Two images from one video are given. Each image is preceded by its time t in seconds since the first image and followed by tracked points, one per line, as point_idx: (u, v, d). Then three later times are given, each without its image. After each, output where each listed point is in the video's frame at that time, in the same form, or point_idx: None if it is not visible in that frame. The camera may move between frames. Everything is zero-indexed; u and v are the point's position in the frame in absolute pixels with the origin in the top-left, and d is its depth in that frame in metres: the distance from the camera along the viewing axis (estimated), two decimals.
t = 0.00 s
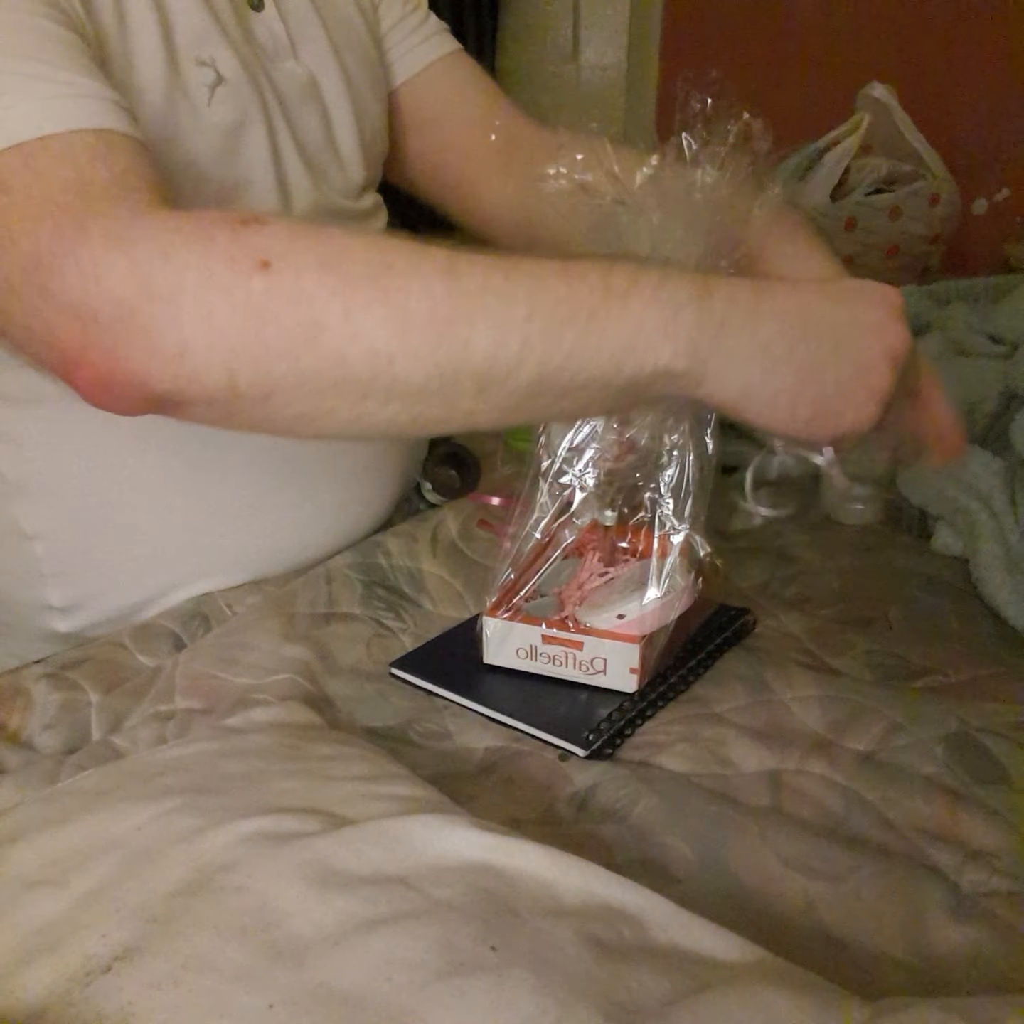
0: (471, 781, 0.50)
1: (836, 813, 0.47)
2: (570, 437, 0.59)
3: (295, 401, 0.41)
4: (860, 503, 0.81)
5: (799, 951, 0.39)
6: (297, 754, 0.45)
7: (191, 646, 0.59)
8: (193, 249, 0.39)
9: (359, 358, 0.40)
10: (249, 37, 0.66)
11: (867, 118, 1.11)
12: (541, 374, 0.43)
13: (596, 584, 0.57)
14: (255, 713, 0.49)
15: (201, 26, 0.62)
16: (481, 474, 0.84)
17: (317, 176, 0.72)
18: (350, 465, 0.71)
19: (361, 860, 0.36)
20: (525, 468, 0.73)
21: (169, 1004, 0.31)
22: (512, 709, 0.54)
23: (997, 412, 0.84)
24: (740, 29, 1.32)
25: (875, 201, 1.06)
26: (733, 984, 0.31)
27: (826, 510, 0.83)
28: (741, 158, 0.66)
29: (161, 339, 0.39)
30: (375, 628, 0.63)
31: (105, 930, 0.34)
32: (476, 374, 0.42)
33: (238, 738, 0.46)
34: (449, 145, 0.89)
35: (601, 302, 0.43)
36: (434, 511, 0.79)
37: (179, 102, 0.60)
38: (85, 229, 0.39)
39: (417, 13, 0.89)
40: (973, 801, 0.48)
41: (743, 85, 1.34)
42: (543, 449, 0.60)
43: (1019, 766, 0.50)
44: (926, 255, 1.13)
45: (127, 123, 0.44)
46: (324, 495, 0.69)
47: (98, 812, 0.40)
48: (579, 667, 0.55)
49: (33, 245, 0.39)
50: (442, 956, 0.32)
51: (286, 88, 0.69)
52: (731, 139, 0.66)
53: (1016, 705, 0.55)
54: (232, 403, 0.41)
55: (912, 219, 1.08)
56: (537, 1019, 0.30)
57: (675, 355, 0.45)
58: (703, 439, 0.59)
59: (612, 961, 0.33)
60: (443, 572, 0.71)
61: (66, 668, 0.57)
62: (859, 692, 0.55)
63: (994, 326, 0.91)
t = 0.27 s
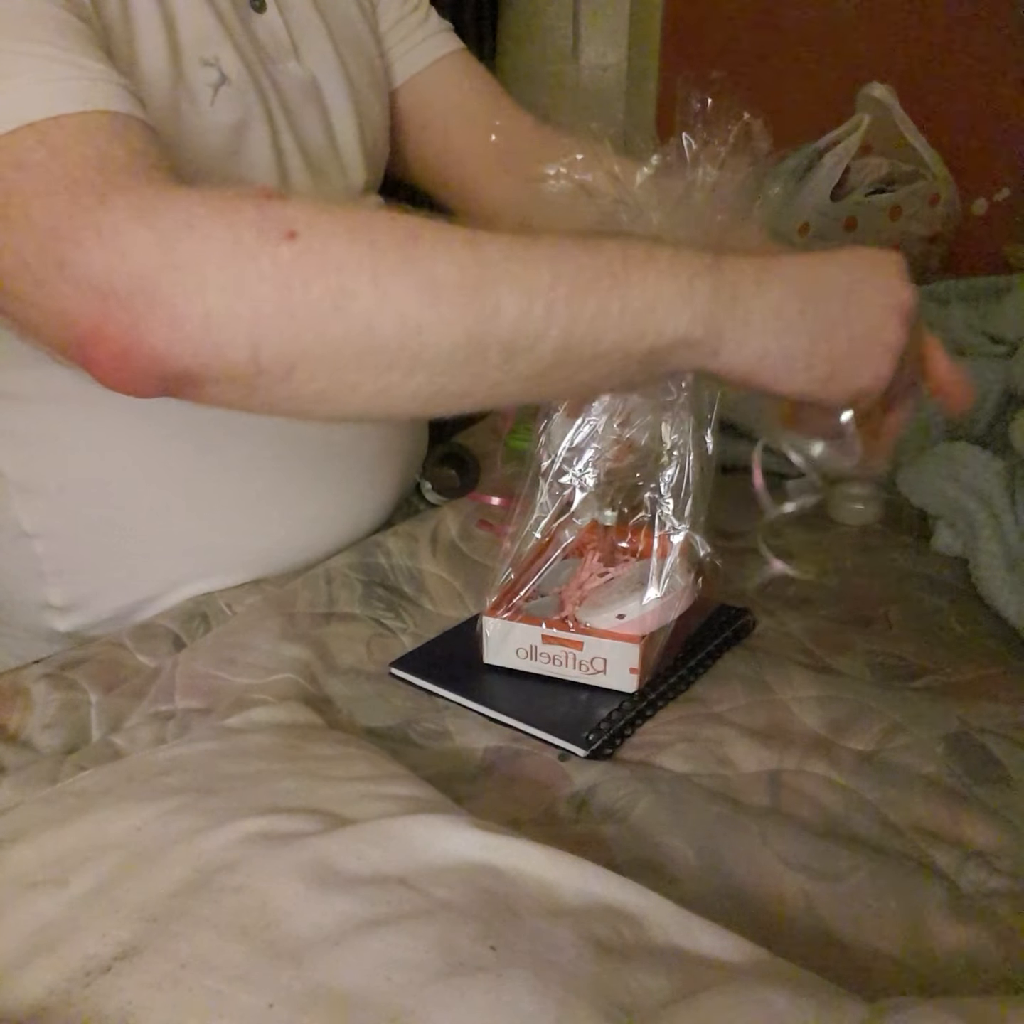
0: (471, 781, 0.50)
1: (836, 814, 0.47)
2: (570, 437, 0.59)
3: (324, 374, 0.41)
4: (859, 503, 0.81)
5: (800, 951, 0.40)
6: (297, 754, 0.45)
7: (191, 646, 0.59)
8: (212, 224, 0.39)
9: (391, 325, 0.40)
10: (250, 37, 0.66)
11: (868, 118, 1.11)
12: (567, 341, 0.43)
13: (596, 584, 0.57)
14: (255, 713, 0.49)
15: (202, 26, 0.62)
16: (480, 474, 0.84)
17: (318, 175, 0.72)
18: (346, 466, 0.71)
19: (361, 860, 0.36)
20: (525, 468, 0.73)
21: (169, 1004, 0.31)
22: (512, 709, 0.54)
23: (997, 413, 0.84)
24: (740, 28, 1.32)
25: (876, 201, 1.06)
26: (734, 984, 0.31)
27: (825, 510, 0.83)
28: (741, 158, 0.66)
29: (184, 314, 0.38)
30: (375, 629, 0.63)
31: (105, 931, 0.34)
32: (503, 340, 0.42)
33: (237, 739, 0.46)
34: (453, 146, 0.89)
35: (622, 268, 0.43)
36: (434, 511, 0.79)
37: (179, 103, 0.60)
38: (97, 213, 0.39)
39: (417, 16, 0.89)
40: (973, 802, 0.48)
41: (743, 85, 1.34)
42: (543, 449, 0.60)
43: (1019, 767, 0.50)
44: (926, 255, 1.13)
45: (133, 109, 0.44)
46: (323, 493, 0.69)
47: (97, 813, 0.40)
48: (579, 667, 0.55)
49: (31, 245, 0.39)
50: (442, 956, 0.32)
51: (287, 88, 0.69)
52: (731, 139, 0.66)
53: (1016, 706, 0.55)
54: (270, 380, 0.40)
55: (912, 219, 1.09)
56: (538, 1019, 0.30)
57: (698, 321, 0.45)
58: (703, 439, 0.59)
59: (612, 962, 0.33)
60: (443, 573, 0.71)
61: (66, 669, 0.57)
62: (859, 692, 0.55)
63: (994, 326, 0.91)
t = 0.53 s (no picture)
0: (471, 781, 0.50)
1: (836, 814, 0.47)
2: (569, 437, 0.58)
3: (287, 397, 0.40)
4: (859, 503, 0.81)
5: (799, 951, 0.39)
6: (296, 754, 0.45)
7: (191, 647, 0.59)
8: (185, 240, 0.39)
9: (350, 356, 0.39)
10: (251, 38, 0.66)
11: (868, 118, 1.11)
12: (547, 370, 0.41)
13: (595, 584, 0.57)
14: (254, 713, 0.49)
15: (203, 26, 0.62)
16: (480, 474, 0.84)
17: (318, 176, 0.72)
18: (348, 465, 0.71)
19: (361, 860, 0.36)
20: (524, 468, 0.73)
21: (168, 1004, 0.31)
22: (512, 709, 0.54)
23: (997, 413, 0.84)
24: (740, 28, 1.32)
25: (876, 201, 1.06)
26: (733, 984, 0.31)
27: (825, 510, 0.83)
28: (741, 158, 0.66)
29: (150, 331, 0.38)
30: (375, 629, 0.63)
31: (104, 930, 0.34)
32: (471, 375, 0.41)
33: (236, 739, 0.46)
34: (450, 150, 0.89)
35: (605, 300, 0.42)
36: (434, 511, 0.79)
37: (179, 104, 0.60)
38: (78, 222, 0.39)
39: (416, 16, 0.89)
40: (973, 802, 0.48)
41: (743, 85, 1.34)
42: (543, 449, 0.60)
43: (1018, 767, 0.50)
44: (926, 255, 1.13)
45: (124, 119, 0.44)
46: (322, 493, 0.69)
47: (96, 813, 0.40)
48: (579, 667, 0.55)
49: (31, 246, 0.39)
50: (441, 956, 0.32)
51: (287, 89, 0.69)
52: (730, 139, 0.66)
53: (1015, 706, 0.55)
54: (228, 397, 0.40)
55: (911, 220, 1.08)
56: (538, 1019, 0.30)
57: (683, 357, 0.43)
58: (702, 439, 0.59)
59: (611, 962, 0.33)
60: (442, 573, 0.71)
61: (66, 669, 0.57)
62: (859, 692, 0.55)
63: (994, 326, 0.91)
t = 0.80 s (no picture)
0: (471, 780, 0.50)
1: (836, 814, 0.47)
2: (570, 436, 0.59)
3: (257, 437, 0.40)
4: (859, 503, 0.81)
5: (800, 951, 0.39)
6: (296, 755, 0.45)
7: (192, 647, 0.59)
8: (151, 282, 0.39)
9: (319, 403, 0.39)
10: (252, 38, 0.66)
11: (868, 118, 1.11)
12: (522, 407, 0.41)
13: (596, 584, 0.57)
14: (254, 713, 0.49)
15: (204, 27, 0.61)
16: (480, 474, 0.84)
17: (319, 176, 0.72)
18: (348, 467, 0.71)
19: (361, 860, 0.36)
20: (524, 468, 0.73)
21: (168, 1004, 0.31)
22: (512, 709, 0.54)
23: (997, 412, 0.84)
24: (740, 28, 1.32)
25: (876, 201, 1.05)
26: (733, 984, 0.31)
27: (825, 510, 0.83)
28: (742, 157, 0.66)
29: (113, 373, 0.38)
30: (375, 628, 0.63)
31: (105, 931, 0.34)
32: (447, 411, 0.40)
33: (237, 739, 0.46)
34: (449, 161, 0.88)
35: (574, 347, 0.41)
36: (433, 511, 0.79)
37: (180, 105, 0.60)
38: (51, 251, 0.39)
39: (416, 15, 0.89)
40: (973, 802, 0.48)
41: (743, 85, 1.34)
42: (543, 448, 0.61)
43: (1019, 767, 0.50)
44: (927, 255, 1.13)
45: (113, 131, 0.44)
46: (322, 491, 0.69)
47: (96, 813, 0.40)
48: (579, 667, 0.55)
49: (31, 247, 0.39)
50: (441, 956, 0.32)
51: (287, 89, 0.69)
52: (731, 138, 0.66)
53: (1016, 706, 0.55)
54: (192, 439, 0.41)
55: (911, 219, 1.07)
56: (537, 1019, 0.30)
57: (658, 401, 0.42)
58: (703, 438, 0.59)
59: (611, 962, 0.33)
60: (443, 572, 0.71)
61: (67, 669, 0.57)
62: (860, 693, 0.55)
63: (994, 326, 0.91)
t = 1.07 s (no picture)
0: (470, 781, 0.50)
1: (836, 814, 0.47)
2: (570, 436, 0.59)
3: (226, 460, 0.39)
4: (860, 503, 0.81)
5: (798, 952, 0.39)
6: (296, 754, 0.45)
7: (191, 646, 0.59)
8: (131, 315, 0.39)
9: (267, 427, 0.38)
10: (252, 39, 0.66)
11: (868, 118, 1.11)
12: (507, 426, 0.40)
13: (595, 584, 0.57)
14: (254, 712, 0.49)
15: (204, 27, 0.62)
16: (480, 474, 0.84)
17: (319, 176, 0.72)
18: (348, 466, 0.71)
19: (361, 860, 0.36)
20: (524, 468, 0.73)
21: (168, 1004, 0.31)
22: (512, 709, 0.54)
23: (997, 412, 0.84)
24: (740, 28, 1.32)
25: (876, 201, 1.06)
26: (733, 984, 0.31)
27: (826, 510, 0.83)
28: (742, 158, 0.66)
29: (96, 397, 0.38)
30: (375, 629, 0.63)
31: (105, 930, 0.34)
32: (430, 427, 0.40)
33: (237, 738, 0.46)
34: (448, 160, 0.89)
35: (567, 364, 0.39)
36: (433, 511, 0.79)
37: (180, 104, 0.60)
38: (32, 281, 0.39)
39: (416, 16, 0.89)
40: (973, 802, 0.48)
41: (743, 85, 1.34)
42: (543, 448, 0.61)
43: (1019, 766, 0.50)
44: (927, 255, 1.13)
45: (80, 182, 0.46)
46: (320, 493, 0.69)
47: (96, 812, 0.40)
48: (579, 667, 0.55)
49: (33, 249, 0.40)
50: (441, 955, 0.32)
51: (288, 90, 0.69)
52: (731, 139, 0.66)
53: (1015, 706, 0.55)
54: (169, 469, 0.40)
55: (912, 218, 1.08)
56: (537, 1019, 0.30)
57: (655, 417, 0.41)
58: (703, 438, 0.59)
59: (611, 962, 0.33)
60: (443, 572, 0.71)
61: (66, 669, 0.57)
62: (860, 693, 0.55)
63: (993, 327, 0.91)
